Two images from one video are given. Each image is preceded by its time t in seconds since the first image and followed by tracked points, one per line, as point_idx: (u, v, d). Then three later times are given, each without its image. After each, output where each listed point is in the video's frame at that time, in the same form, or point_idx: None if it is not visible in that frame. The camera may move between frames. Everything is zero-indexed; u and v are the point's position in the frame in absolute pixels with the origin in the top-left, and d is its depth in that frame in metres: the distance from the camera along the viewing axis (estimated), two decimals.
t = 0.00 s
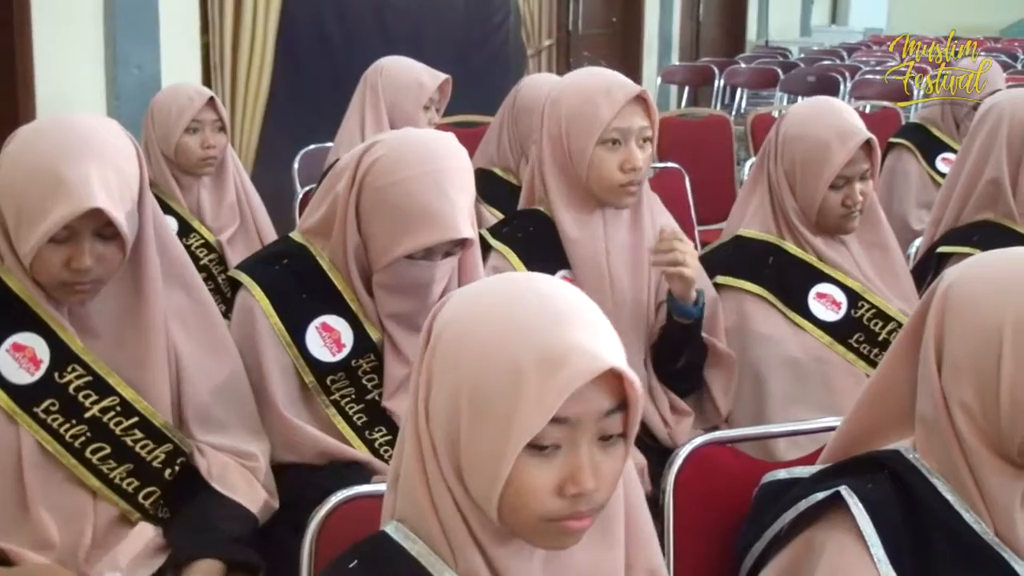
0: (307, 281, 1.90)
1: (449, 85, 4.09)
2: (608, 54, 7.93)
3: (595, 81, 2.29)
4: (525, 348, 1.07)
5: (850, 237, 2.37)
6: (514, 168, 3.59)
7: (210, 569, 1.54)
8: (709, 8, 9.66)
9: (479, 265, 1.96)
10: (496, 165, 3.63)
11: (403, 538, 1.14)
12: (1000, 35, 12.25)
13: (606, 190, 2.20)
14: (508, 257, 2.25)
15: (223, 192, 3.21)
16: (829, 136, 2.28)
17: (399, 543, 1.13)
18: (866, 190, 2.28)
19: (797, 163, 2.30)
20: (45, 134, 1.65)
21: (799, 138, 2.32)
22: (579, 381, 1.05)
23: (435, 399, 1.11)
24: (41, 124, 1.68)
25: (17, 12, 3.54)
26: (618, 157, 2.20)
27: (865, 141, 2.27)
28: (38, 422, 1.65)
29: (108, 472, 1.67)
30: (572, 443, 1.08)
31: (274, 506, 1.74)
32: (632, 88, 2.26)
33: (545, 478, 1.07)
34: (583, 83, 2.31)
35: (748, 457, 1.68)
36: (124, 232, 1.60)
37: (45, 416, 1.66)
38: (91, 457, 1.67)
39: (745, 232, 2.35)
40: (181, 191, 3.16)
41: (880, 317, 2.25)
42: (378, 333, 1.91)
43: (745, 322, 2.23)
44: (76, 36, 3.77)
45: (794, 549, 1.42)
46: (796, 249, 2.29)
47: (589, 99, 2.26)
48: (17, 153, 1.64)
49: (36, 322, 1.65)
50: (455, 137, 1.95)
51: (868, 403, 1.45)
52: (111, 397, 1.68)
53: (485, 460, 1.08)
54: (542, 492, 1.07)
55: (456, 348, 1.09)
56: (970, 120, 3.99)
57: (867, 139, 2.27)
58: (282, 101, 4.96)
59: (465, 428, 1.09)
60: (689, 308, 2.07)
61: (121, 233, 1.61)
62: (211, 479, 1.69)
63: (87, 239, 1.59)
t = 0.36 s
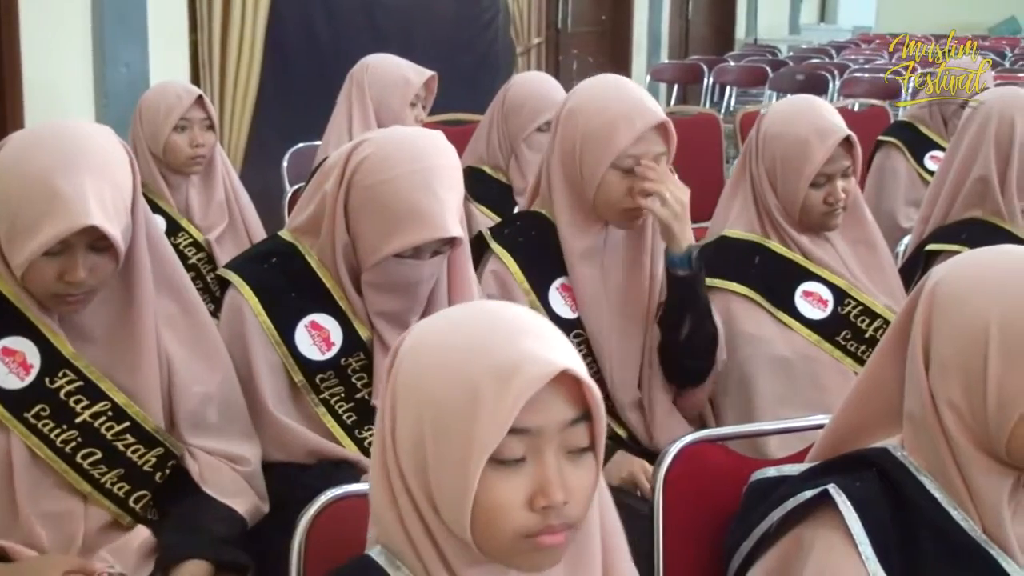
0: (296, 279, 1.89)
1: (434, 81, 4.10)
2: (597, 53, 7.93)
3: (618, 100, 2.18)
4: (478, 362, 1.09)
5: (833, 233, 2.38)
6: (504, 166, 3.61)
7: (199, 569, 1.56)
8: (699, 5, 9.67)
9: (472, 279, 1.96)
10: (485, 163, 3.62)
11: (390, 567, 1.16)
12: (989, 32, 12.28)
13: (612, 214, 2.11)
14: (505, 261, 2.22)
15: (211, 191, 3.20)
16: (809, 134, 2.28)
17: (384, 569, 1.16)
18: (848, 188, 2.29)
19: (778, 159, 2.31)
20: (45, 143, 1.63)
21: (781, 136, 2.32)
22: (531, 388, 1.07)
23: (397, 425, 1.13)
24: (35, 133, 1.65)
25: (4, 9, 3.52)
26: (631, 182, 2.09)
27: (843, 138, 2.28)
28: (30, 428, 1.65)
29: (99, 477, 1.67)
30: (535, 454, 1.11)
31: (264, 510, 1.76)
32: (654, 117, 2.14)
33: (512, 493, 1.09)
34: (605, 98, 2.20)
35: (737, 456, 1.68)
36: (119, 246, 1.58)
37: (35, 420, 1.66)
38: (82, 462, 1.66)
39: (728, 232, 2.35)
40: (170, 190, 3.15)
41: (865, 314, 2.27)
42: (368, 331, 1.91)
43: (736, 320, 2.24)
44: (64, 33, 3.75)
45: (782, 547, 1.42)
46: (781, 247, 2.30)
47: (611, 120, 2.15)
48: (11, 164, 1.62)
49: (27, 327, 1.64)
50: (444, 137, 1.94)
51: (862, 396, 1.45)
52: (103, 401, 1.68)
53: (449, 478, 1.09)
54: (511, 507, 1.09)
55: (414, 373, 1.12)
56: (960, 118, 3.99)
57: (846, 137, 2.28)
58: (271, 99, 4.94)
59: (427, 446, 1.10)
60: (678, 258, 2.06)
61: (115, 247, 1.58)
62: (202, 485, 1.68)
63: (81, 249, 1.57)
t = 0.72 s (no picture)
0: (282, 278, 1.89)
1: (418, 78, 4.09)
2: (583, 52, 7.93)
3: (624, 107, 2.19)
4: (478, 364, 1.09)
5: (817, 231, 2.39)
6: (490, 165, 3.60)
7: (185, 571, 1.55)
8: (685, 4, 9.68)
9: (458, 280, 1.96)
10: (471, 162, 3.62)
11: None
12: (974, 30, 12.32)
13: (613, 221, 2.12)
14: (499, 267, 2.22)
15: (197, 191, 3.20)
16: (788, 131, 2.29)
17: None
18: (830, 185, 2.29)
19: (758, 158, 2.32)
20: (28, 153, 1.63)
21: (760, 134, 2.34)
22: (537, 384, 1.08)
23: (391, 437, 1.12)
24: (16, 144, 1.64)
25: None
26: (633, 189, 2.10)
27: (821, 134, 2.28)
28: (14, 437, 1.64)
29: (86, 485, 1.67)
30: (539, 452, 1.11)
31: (252, 514, 1.75)
32: (660, 125, 2.15)
33: (522, 491, 1.09)
34: (607, 105, 2.21)
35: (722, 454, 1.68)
36: (102, 257, 1.57)
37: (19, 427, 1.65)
38: (69, 469, 1.66)
39: (716, 232, 2.36)
40: (155, 190, 3.14)
41: (851, 313, 2.28)
42: (354, 331, 1.92)
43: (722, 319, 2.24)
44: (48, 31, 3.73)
45: (767, 546, 1.43)
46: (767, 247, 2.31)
47: (615, 126, 2.16)
48: None
49: (10, 335, 1.63)
50: (428, 137, 1.95)
51: (846, 394, 1.45)
52: (88, 409, 1.67)
53: (456, 483, 1.08)
54: (520, 508, 1.09)
55: (407, 381, 1.11)
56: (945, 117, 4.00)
57: (825, 132, 2.28)
58: (257, 99, 4.94)
59: (428, 453, 1.09)
60: (676, 281, 2.05)
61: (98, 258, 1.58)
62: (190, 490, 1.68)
63: (65, 261, 1.56)
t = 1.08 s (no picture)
0: (264, 279, 1.89)
1: (393, 80, 4.05)
2: (567, 52, 7.93)
3: (616, 104, 2.17)
4: (480, 371, 1.10)
5: (801, 229, 2.40)
6: (474, 165, 3.59)
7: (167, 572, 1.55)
8: (668, 4, 9.69)
9: (440, 276, 1.96)
10: (455, 162, 3.61)
11: None
12: (956, 30, 12.38)
13: (607, 220, 2.13)
14: (487, 270, 2.24)
15: (180, 191, 3.19)
16: (751, 125, 2.31)
17: None
18: (805, 177, 2.30)
19: (728, 157, 2.34)
20: (4, 140, 1.63)
21: (729, 133, 2.36)
22: (542, 386, 1.09)
23: (393, 449, 1.11)
24: None
25: None
26: (627, 187, 2.10)
27: (784, 124, 2.29)
28: None
29: (68, 489, 1.65)
30: (544, 456, 1.12)
31: (236, 517, 1.74)
32: (655, 123, 2.13)
33: (530, 493, 1.10)
34: (600, 100, 2.19)
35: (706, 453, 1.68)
36: (84, 242, 1.57)
37: None
38: (50, 474, 1.64)
39: (704, 231, 2.35)
40: (137, 190, 3.13)
41: (837, 313, 2.30)
42: (337, 332, 1.90)
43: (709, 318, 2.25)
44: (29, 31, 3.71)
45: (750, 544, 1.43)
46: (753, 246, 2.31)
47: (610, 126, 2.14)
48: None
49: None
50: (411, 134, 1.94)
51: (829, 393, 1.46)
52: (69, 414, 1.65)
53: (465, 491, 1.09)
54: (528, 511, 1.10)
55: (408, 392, 1.11)
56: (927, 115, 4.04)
57: (789, 122, 2.29)
58: (240, 98, 4.92)
59: (434, 462, 1.09)
60: (659, 267, 2.02)
61: (80, 244, 1.58)
62: (173, 491, 1.68)
63: (47, 250, 1.56)
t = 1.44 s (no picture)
0: (244, 276, 1.88)
1: (370, 78, 3.99)
2: (548, 50, 7.92)
3: (597, 91, 2.17)
4: (447, 374, 1.10)
5: (778, 227, 2.41)
6: (454, 162, 3.59)
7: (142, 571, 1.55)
8: (648, 1, 9.71)
9: (421, 269, 1.96)
10: (435, 159, 3.61)
11: None
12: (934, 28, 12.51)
13: (587, 205, 2.13)
14: (465, 263, 2.24)
15: (159, 188, 3.18)
16: (728, 123, 2.30)
17: None
18: (780, 176, 2.31)
19: (705, 155, 2.33)
20: None
21: (705, 130, 2.35)
22: (506, 390, 1.09)
23: (362, 449, 1.12)
24: None
25: None
26: (609, 171, 2.11)
27: (762, 123, 2.29)
28: None
29: (47, 489, 1.64)
30: (509, 463, 1.12)
31: (218, 516, 1.74)
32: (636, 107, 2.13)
33: (492, 502, 1.10)
34: (579, 86, 2.20)
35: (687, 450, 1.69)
36: (60, 193, 1.59)
37: None
38: (29, 474, 1.63)
39: (679, 232, 2.34)
40: (116, 187, 3.12)
41: (813, 311, 2.31)
42: (317, 329, 1.90)
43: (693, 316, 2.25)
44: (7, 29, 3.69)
45: (730, 541, 1.44)
46: (729, 246, 2.32)
47: (591, 112, 2.14)
48: None
49: None
50: (392, 132, 1.94)
51: (807, 393, 1.47)
52: (48, 414, 1.64)
53: (425, 491, 1.09)
54: (489, 516, 1.09)
55: (378, 394, 1.11)
56: (906, 113, 4.09)
57: (767, 120, 2.29)
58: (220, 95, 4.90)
59: (396, 461, 1.10)
60: (643, 241, 2.05)
61: (57, 196, 1.60)
62: (151, 490, 1.67)
63: (25, 204, 1.58)
